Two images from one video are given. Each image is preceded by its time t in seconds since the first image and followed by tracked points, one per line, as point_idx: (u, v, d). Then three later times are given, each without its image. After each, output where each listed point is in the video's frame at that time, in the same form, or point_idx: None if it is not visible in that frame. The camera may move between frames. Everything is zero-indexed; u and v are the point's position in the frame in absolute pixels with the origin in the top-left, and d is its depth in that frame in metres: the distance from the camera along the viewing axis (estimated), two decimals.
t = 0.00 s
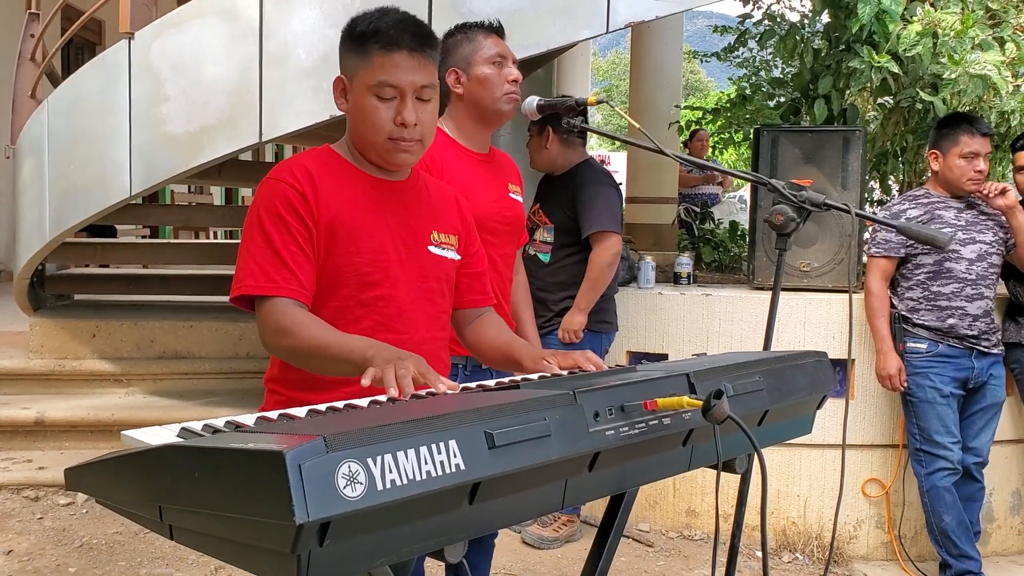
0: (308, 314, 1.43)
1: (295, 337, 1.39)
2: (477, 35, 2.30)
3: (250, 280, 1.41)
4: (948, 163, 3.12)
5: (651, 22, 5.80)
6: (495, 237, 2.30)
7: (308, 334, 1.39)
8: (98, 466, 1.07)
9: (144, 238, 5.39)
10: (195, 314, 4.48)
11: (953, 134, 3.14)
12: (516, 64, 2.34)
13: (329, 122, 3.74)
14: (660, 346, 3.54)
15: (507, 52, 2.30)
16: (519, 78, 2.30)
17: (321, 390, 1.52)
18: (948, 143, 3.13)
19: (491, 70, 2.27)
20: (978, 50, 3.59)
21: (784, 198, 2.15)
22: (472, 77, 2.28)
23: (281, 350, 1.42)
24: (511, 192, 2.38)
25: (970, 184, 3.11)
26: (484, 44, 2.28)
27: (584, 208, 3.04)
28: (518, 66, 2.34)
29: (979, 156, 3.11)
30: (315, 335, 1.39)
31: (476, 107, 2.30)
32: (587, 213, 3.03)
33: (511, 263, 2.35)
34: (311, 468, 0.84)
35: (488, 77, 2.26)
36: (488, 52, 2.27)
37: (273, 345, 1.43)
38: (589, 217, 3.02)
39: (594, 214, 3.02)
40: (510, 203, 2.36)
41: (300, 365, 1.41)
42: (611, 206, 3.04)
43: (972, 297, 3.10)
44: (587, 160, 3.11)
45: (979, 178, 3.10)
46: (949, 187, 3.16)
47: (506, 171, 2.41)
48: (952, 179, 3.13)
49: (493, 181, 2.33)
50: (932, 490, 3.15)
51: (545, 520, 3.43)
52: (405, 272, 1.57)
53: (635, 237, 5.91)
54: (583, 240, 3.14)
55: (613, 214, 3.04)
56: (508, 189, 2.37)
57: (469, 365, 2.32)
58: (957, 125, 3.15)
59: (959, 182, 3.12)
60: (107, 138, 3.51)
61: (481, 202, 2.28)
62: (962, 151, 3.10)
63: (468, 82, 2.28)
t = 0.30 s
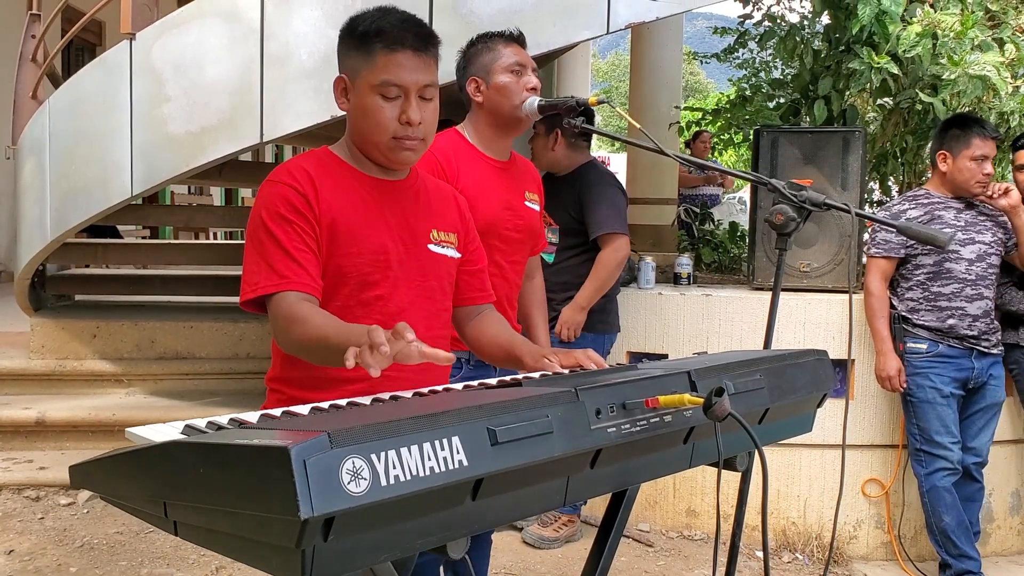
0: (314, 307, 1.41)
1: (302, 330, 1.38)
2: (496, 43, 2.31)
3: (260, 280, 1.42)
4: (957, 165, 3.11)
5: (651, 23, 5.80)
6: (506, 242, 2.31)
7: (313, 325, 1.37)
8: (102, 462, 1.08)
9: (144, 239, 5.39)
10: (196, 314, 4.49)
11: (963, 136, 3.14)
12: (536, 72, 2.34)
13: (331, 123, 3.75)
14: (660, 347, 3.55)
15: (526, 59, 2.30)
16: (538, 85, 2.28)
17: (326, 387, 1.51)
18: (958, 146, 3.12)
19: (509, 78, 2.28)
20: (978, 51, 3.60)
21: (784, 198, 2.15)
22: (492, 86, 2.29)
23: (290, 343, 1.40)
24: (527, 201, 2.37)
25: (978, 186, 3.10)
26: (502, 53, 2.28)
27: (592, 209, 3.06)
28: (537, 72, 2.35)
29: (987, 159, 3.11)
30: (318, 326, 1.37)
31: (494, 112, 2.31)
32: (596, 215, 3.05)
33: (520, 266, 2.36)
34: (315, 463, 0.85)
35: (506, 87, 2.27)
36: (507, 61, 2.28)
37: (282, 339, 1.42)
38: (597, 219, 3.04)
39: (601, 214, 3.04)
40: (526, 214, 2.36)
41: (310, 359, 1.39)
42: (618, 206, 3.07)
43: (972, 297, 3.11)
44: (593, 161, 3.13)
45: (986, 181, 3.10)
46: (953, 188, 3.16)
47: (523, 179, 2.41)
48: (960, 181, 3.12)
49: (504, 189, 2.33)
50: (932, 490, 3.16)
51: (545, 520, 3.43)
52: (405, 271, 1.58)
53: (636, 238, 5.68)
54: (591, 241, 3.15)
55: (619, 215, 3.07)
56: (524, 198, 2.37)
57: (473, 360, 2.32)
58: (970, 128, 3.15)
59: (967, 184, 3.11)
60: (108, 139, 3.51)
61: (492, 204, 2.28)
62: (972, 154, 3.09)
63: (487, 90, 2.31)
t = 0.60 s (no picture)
0: (313, 313, 1.42)
1: (303, 337, 1.39)
2: (500, 50, 2.31)
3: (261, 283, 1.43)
4: (956, 167, 3.12)
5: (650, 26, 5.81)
6: (507, 244, 2.31)
7: (314, 334, 1.38)
8: (102, 468, 1.09)
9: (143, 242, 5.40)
10: (196, 317, 4.49)
11: (962, 139, 3.14)
12: (540, 77, 2.35)
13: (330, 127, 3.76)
14: (659, 349, 3.56)
15: (532, 66, 2.31)
16: (539, 91, 2.31)
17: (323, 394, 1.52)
18: (956, 148, 3.13)
19: (510, 84, 2.30)
20: (974, 54, 3.64)
21: (782, 202, 2.16)
22: (493, 93, 2.32)
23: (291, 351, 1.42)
24: (530, 206, 2.37)
25: (976, 189, 3.12)
26: (507, 59, 2.29)
27: (587, 217, 3.06)
28: (542, 78, 2.35)
29: (985, 161, 3.12)
30: (319, 336, 1.38)
31: (496, 119, 2.33)
32: (589, 223, 3.05)
33: (523, 272, 2.36)
34: (313, 470, 0.85)
35: (506, 93, 2.29)
36: (509, 68, 2.29)
37: (282, 347, 1.43)
38: (588, 227, 3.04)
39: (597, 219, 3.04)
40: (527, 217, 2.36)
41: (312, 366, 1.40)
42: (612, 214, 3.07)
43: (970, 300, 3.11)
44: (593, 166, 3.13)
45: (984, 184, 3.12)
46: (952, 190, 3.17)
47: (528, 184, 2.41)
48: (958, 183, 3.14)
49: (507, 193, 2.33)
50: (931, 492, 3.16)
51: (545, 522, 3.44)
52: (400, 279, 1.58)
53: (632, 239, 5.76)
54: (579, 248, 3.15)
55: (611, 224, 3.06)
56: (528, 203, 2.37)
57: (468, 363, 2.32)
58: (968, 130, 3.16)
59: (965, 186, 3.12)
60: (108, 143, 3.52)
61: (494, 210, 2.29)
62: (971, 156, 3.10)
63: (490, 96, 2.33)
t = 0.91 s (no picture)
0: (293, 327, 1.42)
1: (280, 351, 1.39)
2: (490, 56, 2.31)
3: (246, 291, 1.43)
4: (953, 171, 3.12)
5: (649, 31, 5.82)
6: (503, 250, 2.31)
7: (292, 350, 1.38)
8: (103, 480, 1.09)
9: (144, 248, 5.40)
10: (196, 323, 4.50)
11: (959, 143, 3.15)
12: (530, 80, 2.34)
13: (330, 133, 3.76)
14: (660, 354, 3.56)
15: (522, 70, 2.30)
16: (530, 95, 2.28)
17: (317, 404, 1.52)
18: (953, 152, 3.13)
19: (499, 89, 2.29)
20: (973, 60, 3.64)
21: (781, 209, 2.16)
22: (482, 98, 2.31)
23: (268, 364, 1.43)
24: (527, 210, 2.36)
25: (974, 193, 3.12)
26: (496, 64, 2.29)
27: (585, 224, 3.05)
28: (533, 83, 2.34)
29: (982, 165, 3.12)
30: (296, 351, 1.38)
31: (486, 124, 2.32)
32: (586, 230, 3.05)
33: (518, 277, 2.36)
34: (314, 485, 0.86)
35: (494, 98, 2.28)
36: (497, 71, 2.28)
37: (259, 356, 1.43)
38: (585, 233, 3.04)
39: (592, 227, 3.04)
40: (522, 219, 2.35)
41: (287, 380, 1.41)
42: (608, 222, 3.06)
43: (970, 305, 3.11)
44: (592, 173, 3.14)
45: (982, 188, 3.12)
46: (950, 195, 3.18)
47: (524, 188, 2.40)
48: (956, 187, 3.14)
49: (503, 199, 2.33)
50: (931, 497, 3.16)
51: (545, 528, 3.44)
52: (401, 289, 1.58)
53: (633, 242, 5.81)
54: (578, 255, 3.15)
55: (608, 232, 3.05)
56: (524, 206, 2.37)
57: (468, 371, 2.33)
58: (965, 134, 3.17)
59: (963, 190, 3.13)
60: (109, 149, 3.53)
61: (491, 218, 2.29)
62: (968, 160, 3.10)
63: (479, 102, 2.32)
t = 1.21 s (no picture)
0: (302, 326, 1.42)
1: (290, 349, 1.39)
2: (472, 49, 2.28)
3: (251, 293, 1.42)
4: (956, 168, 3.11)
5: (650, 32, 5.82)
6: (499, 248, 2.31)
7: (304, 347, 1.38)
8: (108, 479, 1.08)
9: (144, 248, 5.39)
10: (197, 323, 4.49)
11: (960, 140, 3.15)
12: (514, 74, 2.32)
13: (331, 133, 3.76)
14: (662, 355, 3.55)
15: (506, 63, 2.29)
16: (515, 89, 2.28)
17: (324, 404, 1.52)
18: (954, 150, 3.12)
19: (485, 84, 2.27)
20: (976, 59, 3.63)
21: (786, 208, 2.15)
22: (468, 94, 2.28)
23: (274, 363, 1.42)
24: (516, 204, 2.39)
25: (977, 189, 3.11)
26: (480, 58, 2.26)
27: (588, 224, 3.05)
28: (517, 76, 2.33)
29: (983, 161, 3.12)
30: (308, 349, 1.38)
31: (472, 121, 2.30)
32: (589, 229, 3.04)
33: (513, 271, 2.37)
34: (322, 482, 0.85)
35: (482, 93, 2.26)
36: (483, 66, 2.26)
37: (267, 355, 1.42)
38: (588, 233, 3.04)
39: (595, 227, 3.03)
40: (513, 214, 2.36)
41: (296, 378, 1.41)
42: (612, 222, 3.06)
43: (973, 304, 3.11)
44: (593, 171, 3.15)
45: (984, 184, 3.11)
46: (953, 193, 3.17)
47: (511, 182, 2.42)
48: (958, 185, 3.13)
49: (494, 195, 2.33)
50: (935, 497, 3.15)
51: (547, 528, 3.43)
52: (405, 287, 1.58)
53: (636, 243, 5.80)
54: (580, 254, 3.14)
55: (613, 231, 3.05)
56: (513, 201, 2.38)
57: (469, 375, 2.33)
58: (965, 132, 3.16)
59: (966, 187, 3.12)
60: (110, 149, 3.52)
61: (486, 214, 2.29)
62: (969, 157, 3.09)
63: (464, 98, 2.29)
